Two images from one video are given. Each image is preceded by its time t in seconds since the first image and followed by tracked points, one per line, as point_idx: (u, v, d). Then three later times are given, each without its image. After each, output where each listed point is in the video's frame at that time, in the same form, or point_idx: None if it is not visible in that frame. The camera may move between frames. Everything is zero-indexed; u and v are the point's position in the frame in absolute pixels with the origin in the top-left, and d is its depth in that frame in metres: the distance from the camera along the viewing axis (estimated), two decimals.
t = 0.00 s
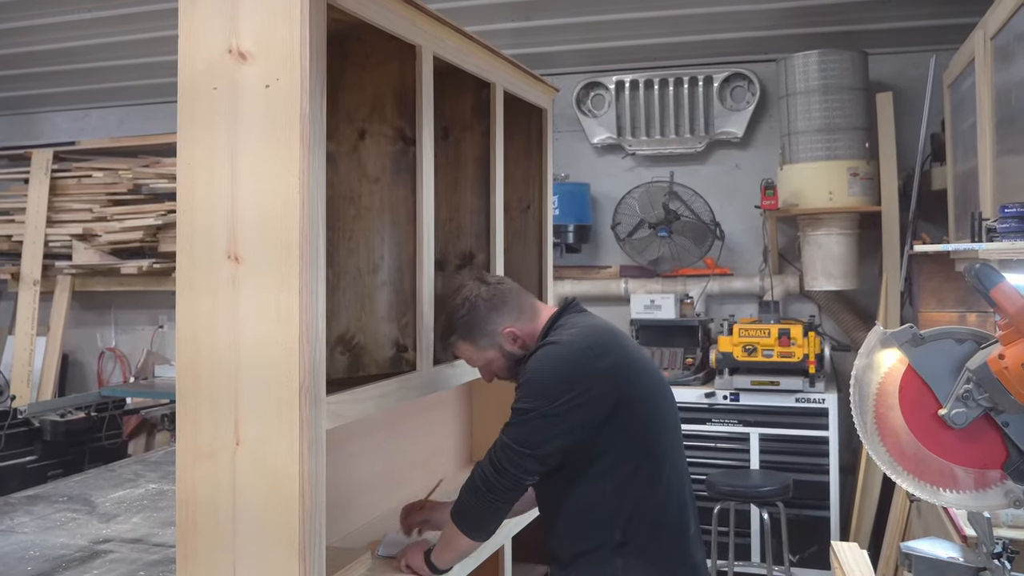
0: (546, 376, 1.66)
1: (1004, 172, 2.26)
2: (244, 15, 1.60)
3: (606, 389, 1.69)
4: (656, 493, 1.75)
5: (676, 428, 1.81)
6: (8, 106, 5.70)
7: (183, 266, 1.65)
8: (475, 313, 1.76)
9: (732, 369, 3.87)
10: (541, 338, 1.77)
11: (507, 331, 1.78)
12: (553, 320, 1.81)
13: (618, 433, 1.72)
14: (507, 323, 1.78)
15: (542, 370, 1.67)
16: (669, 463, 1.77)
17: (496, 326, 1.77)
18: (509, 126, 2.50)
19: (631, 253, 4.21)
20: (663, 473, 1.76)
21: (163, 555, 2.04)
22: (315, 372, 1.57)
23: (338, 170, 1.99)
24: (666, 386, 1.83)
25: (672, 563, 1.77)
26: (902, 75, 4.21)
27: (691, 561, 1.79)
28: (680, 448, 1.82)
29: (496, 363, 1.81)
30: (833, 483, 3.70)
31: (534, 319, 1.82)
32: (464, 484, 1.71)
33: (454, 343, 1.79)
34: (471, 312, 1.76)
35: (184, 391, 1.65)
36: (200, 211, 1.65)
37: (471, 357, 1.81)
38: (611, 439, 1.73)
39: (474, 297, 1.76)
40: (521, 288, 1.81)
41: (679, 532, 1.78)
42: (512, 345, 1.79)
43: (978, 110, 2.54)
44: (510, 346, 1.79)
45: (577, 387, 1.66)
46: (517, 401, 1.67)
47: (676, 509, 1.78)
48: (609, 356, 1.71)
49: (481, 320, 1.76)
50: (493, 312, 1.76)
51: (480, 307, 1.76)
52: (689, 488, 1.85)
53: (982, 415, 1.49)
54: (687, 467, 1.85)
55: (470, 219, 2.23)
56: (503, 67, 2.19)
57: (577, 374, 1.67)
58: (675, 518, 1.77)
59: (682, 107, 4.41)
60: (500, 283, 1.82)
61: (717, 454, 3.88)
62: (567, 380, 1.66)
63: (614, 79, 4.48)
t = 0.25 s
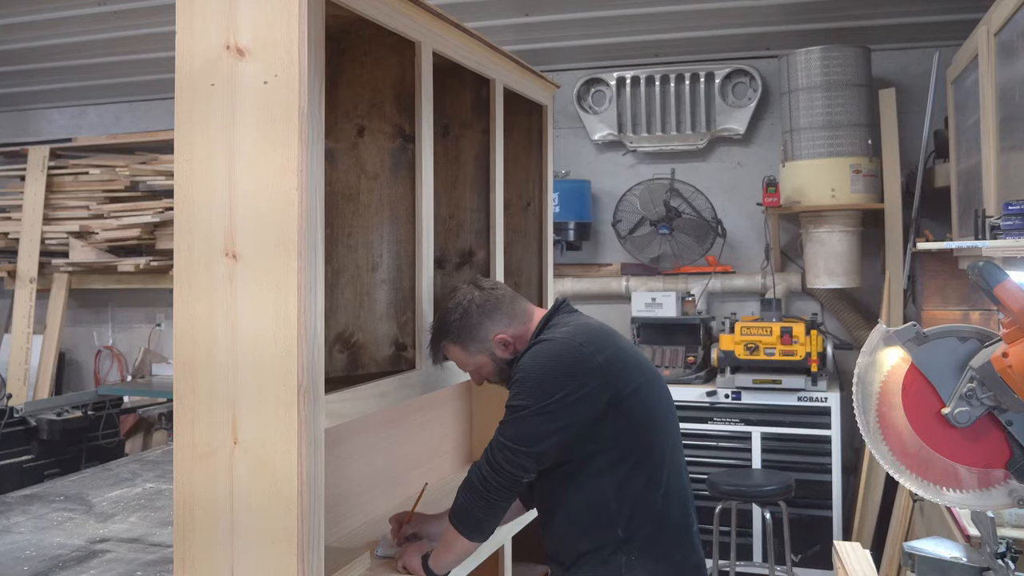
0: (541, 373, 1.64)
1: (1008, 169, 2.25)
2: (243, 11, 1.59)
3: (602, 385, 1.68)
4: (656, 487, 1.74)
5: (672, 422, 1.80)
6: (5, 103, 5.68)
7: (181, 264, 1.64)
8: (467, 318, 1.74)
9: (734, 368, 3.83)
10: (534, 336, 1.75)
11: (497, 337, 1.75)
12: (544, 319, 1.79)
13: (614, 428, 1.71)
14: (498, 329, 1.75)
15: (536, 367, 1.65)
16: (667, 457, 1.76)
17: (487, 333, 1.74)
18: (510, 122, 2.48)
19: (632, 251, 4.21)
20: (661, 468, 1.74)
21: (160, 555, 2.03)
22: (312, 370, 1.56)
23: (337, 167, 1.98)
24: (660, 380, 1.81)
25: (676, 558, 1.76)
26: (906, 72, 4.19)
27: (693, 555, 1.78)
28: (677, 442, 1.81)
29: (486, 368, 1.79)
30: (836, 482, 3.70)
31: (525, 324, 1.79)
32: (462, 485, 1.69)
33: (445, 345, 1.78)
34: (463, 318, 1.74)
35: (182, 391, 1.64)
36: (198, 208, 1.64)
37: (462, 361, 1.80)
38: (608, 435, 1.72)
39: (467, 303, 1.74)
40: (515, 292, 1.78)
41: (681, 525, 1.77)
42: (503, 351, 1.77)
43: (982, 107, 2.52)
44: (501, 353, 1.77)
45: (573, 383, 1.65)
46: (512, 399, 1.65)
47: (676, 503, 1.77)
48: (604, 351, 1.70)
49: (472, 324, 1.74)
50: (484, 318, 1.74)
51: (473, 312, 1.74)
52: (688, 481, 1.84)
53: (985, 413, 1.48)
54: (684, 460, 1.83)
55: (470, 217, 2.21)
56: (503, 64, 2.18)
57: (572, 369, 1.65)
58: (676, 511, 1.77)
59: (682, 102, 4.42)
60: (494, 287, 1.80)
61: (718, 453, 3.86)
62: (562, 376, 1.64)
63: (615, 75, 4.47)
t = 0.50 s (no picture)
0: (537, 369, 1.63)
1: (1011, 165, 2.24)
2: (241, 7, 1.57)
3: (599, 380, 1.66)
4: (655, 484, 1.73)
5: (670, 419, 1.79)
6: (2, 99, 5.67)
7: (179, 262, 1.63)
8: (465, 316, 1.73)
9: (736, 366, 3.82)
10: (532, 333, 1.74)
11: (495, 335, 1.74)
12: (540, 315, 1.78)
13: (612, 424, 1.70)
14: (495, 328, 1.73)
15: (533, 362, 1.63)
16: (666, 453, 1.75)
17: (484, 331, 1.73)
18: (509, 118, 2.47)
19: (632, 248, 4.21)
20: (660, 464, 1.73)
21: (157, 555, 2.01)
22: (310, 367, 1.54)
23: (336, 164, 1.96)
24: (657, 376, 1.80)
25: (676, 555, 1.74)
26: (909, 68, 4.19)
27: (693, 552, 1.77)
28: (675, 438, 1.80)
29: (483, 367, 1.77)
30: (838, 481, 3.68)
31: (523, 323, 1.77)
32: (459, 483, 1.68)
33: (442, 343, 1.76)
34: (460, 316, 1.73)
35: (179, 390, 1.62)
36: (195, 205, 1.62)
37: (459, 359, 1.78)
38: (606, 431, 1.70)
39: (465, 300, 1.73)
40: (514, 291, 1.77)
41: (680, 522, 1.76)
42: (499, 350, 1.75)
43: (985, 103, 2.51)
44: (497, 351, 1.75)
45: (570, 379, 1.63)
46: (509, 395, 1.63)
47: (675, 499, 1.76)
48: (600, 347, 1.69)
49: (469, 321, 1.73)
50: (482, 315, 1.72)
51: (470, 310, 1.73)
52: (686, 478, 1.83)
53: (990, 413, 1.46)
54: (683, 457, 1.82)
55: (469, 214, 2.20)
56: (503, 60, 2.16)
57: (569, 365, 1.64)
58: (675, 507, 1.76)
59: (682, 99, 4.42)
60: (493, 286, 1.79)
61: (720, 452, 3.85)
62: (558, 372, 1.63)
63: (615, 71, 4.46)
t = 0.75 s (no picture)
0: (536, 366, 1.61)
1: (1015, 161, 2.23)
2: (239, 2, 1.56)
3: (599, 377, 1.65)
4: (655, 482, 1.71)
5: (671, 416, 1.77)
6: None
7: (177, 260, 1.61)
8: (464, 314, 1.72)
9: (738, 365, 3.81)
10: (531, 330, 1.72)
11: (496, 332, 1.72)
12: (540, 312, 1.77)
13: (612, 422, 1.68)
14: (495, 326, 1.72)
15: (531, 359, 1.62)
16: (667, 451, 1.73)
17: (483, 329, 1.71)
18: (510, 114, 2.45)
19: (633, 246, 4.20)
20: (660, 462, 1.72)
21: (155, 555, 2.00)
22: (309, 365, 1.53)
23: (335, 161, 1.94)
24: (658, 373, 1.79)
25: (677, 554, 1.73)
26: (912, 64, 4.17)
27: (694, 551, 1.76)
28: (676, 436, 1.78)
29: (482, 366, 1.75)
30: (841, 481, 3.66)
31: (523, 322, 1.76)
32: (458, 482, 1.66)
33: (441, 341, 1.75)
34: (460, 313, 1.72)
35: (177, 388, 1.61)
36: (193, 203, 1.61)
37: (458, 357, 1.77)
38: (606, 429, 1.69)
39: (465, 297, 1.72)
40: (514, 289, 1.76)
41: (681, 520, 1.74)
42: (499, 349, 1.73)
43: (989, 99, 2.50)
44: (496, 350, 1.73)
45: (569, 376, 1.62)
46: (508, 392, 1.62)
47: (676, 498, 1.75)
48: (600, 344, 1.67)
49: (469, 319, 1.71)
50: (481, 313, 1.71)
51: (470, 308, 1.72)
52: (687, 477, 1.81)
53: (993, 411, 1.45)
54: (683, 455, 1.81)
55: (469, 211, 2.18)
56: (504, 56, 2.15)
57: (568, 362, 1.62)
58: (676, 506, 1.74)
59: (684, 96, 4.41)
60: (493, 283, 1.77)
61: (722, 451, 3.83)
62: (558, 369, 1.62)
63: (615, 68, 4.45)
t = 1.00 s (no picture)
0: (537, 364, 1.60)
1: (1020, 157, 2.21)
2: None
3: (600, 376, 1.64)
4: (657, 482, 1.70)
5: (673, 415, 1.76)
6: None
7: (174, 258, 1.60)
8: (464, 312, 1.70)
9: (740, 363, 3.79)
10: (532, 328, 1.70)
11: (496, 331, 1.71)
12: (541, 311, 1.75)
13: (614, 421, 1.67)
14: (496, 324, 1.71)
15: (532, 357, 1.61)
16: (668, 450, 1.72)
17: (484, 328, 1.70)
18: (510, 110, 2.44)
19: (635, 243, 4.17)
20: (662, 462, 1.70)
21: (152, 555, 1.99)
22: (308, 364, 1.51)
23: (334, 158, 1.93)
24: (659, 372, 1.77)
25: (678, 554, 1.71)
26: (915, 60, 4.15)
27: (695, 551, 1.74)
28: (678, 435, 1.77)
29: (483, 364, 1.74)
30: (843, 480, 3.65)
31: (523, 320, 1.74)
32: (458, 481, 1.65)
33: (441, 339, 1.73)
34: (461, 311, 1.71)
35: (174, 387, 1.60)
36: (190, 200, 1.59)
37: (458, 356, 1.75)
38: (607, 428, 1.67)
39: (465, 296, 1.71)
40: (515, 287, 1.74)
41: (683, 520, 1.73)
42: (499, 347, 1.71)
43: (992, 96, 2.48)
44: (497, 349, 1.72)
45: (570, 375, 1.60)
46: (508, 391, 1.61)
47: (677, 497, 1.73)
48: (602, 343, 1.66)
49: (470, 318, 1.70)
50: (481, 311, 1.70)
51: (470, 306, 1.70)
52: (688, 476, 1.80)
53: (997, 410, 1.43)
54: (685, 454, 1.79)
55: (469, 209, 2.17)
56: (503, 52, 2.13)
57: (570, 360, 1.61)
58: (677, 506, 1.73)
59: (686, 91, 4.39)
60: (494, 282, 1.76)
61: (724, 450, 3.82)
62: (559, 367, 1.60)
63: (616, 64, 4.43)
